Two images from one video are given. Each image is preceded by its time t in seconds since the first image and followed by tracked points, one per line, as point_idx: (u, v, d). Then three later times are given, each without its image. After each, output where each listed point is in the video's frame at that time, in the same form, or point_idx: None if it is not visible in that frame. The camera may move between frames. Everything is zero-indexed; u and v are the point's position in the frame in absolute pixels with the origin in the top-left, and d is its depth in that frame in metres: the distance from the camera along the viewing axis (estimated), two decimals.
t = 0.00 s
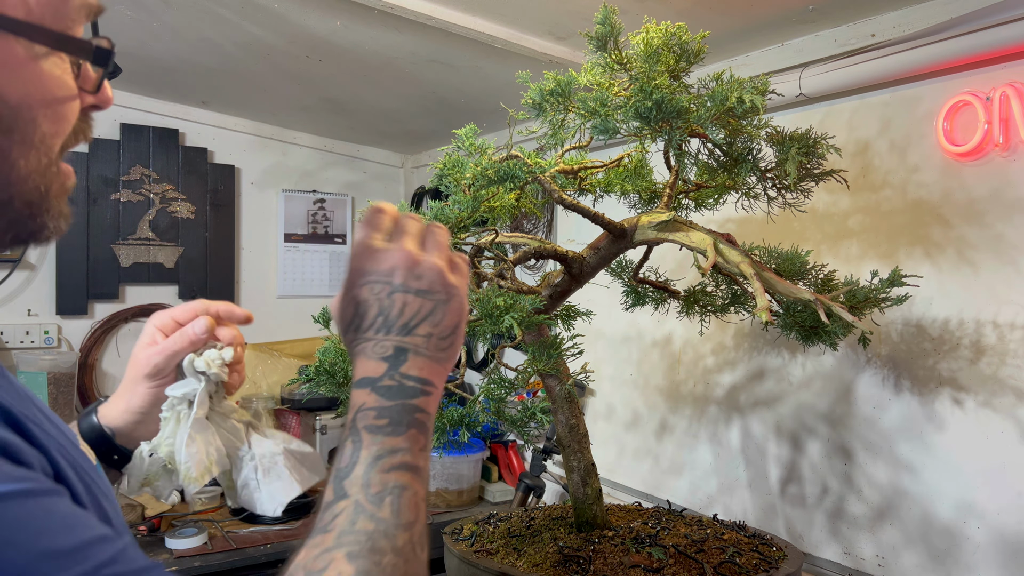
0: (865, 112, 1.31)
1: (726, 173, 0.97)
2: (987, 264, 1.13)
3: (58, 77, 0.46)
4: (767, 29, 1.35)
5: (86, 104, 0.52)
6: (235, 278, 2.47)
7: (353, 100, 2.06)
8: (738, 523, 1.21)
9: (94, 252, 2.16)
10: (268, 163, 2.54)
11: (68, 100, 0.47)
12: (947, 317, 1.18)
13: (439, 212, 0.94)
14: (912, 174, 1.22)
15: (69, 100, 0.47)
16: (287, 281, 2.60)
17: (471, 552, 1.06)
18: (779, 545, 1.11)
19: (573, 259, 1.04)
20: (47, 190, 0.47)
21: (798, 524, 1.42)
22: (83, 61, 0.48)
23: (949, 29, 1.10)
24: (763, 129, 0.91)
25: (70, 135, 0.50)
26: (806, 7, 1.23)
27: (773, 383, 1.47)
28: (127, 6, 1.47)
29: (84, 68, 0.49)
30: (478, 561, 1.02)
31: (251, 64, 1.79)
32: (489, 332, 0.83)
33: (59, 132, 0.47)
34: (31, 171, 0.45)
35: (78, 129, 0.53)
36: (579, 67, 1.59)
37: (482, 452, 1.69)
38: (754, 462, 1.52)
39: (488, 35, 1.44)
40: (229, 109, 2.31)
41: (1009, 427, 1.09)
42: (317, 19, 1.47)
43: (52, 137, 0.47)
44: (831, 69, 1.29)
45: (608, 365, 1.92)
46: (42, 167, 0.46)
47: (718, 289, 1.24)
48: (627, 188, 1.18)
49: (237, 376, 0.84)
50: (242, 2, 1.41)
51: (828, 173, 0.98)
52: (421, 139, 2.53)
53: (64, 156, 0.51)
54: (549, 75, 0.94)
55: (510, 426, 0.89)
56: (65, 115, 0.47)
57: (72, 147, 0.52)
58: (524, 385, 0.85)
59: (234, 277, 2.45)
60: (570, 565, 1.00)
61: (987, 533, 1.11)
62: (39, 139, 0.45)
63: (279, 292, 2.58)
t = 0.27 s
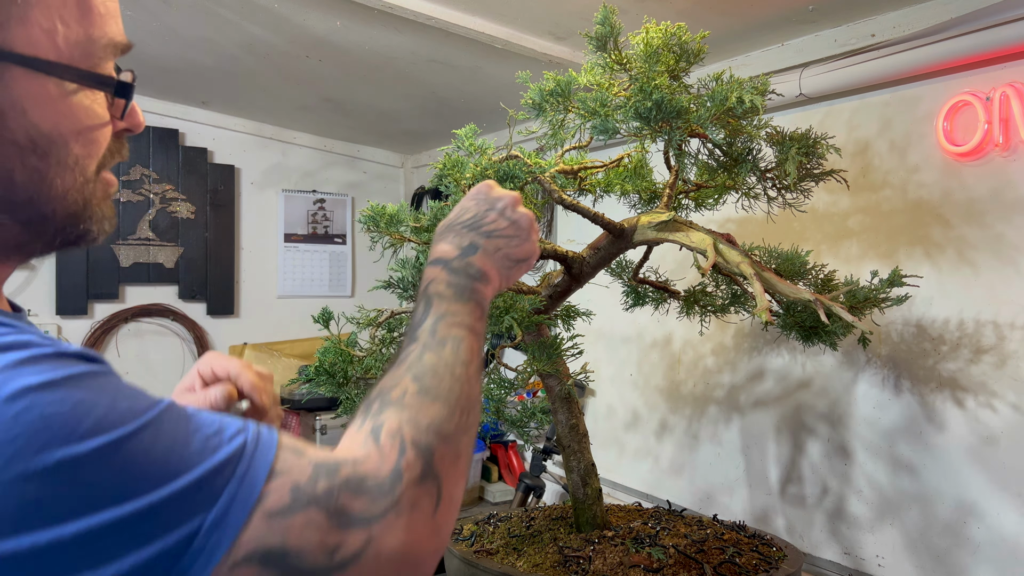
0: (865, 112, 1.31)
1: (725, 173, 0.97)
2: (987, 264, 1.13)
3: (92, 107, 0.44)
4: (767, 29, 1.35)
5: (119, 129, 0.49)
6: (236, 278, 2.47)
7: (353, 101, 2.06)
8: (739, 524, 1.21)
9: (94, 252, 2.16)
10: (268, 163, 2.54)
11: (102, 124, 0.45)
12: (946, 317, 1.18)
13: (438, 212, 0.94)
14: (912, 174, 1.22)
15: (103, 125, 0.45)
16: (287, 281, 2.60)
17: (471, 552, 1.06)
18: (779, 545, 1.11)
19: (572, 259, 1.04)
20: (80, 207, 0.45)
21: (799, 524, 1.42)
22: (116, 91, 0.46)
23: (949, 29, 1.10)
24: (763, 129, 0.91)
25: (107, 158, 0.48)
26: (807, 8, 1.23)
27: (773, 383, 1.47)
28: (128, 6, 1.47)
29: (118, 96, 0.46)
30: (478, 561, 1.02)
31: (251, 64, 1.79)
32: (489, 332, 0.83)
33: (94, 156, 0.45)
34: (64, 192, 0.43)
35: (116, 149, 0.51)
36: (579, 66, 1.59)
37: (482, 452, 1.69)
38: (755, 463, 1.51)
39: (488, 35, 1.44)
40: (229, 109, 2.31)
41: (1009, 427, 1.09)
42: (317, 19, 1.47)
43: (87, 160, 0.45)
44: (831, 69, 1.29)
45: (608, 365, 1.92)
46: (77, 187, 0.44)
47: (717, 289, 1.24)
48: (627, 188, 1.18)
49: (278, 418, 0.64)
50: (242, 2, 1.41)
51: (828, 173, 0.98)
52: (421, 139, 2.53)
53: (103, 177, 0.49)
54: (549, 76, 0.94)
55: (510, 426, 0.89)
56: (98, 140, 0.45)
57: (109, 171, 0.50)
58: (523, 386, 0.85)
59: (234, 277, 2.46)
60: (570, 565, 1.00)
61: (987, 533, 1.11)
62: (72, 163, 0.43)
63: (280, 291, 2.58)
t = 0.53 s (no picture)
0: (865, 112, 1.30)
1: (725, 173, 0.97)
2: (988, 264, 1.12)
3: (121, 122, 0.52)
4: (767, 29, 1.35)
5: (148, 140, 0.59)
6: (236, 278, 2.47)
7: (353, 101, 2.06)
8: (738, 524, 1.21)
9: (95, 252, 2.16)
10: (268, 163, 2.54)
11: (129, 137, 0.54)
12: (947, 317, 1.18)
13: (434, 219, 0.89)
14: (912, 174, 1.22)
15: (130, 138, 0.54)
16: (287, 281, 2.60)
17: (471, 552, 1.06)
18: (778, 545, 1.11)
19: (572, 259, 1.04)
20: (114, 209, 0.55)
21: (798, 525, 1.42)
22: (141, 106, 0.54)
23: (949, 29, 1.10)
24: (763, 129, 0.90)
25: (138, 165, 0.58)
26: (806, 8, 1.23)
27: (772, 383, 1.48)
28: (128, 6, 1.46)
29: (143, 111, 0.55)
30: (477, 561, 1.02)
31: (251, 64, 1.79)
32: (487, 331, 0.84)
33: (122, 164, 0.54)
34: (96, 194, 0.52)
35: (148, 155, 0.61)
36: (579, 67, 1.59)
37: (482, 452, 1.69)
38: (755, 463, 1.51)
39: (488, 35, 1.44)
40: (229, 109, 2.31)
41: (1009, 428, 1.09)
42: (317, 19, 1.47)
43: (117, 169, 0.54)
44: (831, 69, 1.29)
45: (608, 365, 1.92)
46: (110, 192, 0.54)
47: (718, 289, 1.24)
48: (627, 188, 1.18)
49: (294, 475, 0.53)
50: (242, 2, 1.41)
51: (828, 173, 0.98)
52: (421, 139, 2.53)
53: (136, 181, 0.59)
54: (549, 75, 0.93)
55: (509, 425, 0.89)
56: (125, 150, 0.54)
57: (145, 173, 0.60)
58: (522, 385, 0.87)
59: (234, 277, 2.46)
60: (570, 565, 1.00)
61: (987, 533, 1.11)
62: (103, 170, 0.52)
63: (280, 291, 2.58)
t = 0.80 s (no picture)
0: (865, 112, 1.30)
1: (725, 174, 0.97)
2: (989, 265, 1.12)
3: (145, 124, 0.56)
4: (767, 29, 1.35)
5: (172, 142, 0.63)
6: (236, 278, 2.47)
7: (353, 101, 2.06)
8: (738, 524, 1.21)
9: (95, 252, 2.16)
10: (268, 163, 2.54)
11: (153, 138, 0.58)
12: (948, 318, 1.17)
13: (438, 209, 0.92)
14: (913, 174, 1.22)
15: (153, 138, 0.58)
16: (288, 281, 2.60)
17: (471, 552, 1.06)
18: (778, 546, 1.11)
19: (572, 259, 1.03)
20: (140, 208, 0.58)
21: (799, 524, 1.42)
22: (163, 108, 0.58)
23: (949, 28, 1.10)
24: (764, 129, 0.90)
25: (161, 165, 0.61)
26: (807, 7, 1.23)
27: (772, 383, 1.47)
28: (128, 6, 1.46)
29: (165, 113, 0.58)
30: (477, 561, 1.02)
31: (252, 64, 1.79)
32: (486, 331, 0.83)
33: (146, 164, 0.58)
34: (122, 194, 0.56)
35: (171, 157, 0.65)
36: (579, 67, 1.59)
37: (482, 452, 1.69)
38: (756, 463, 1.51)
39: (488, 35, 1.44)
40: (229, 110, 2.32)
41: (1010, 428, 1.09)
42: (317, 19, 1.47)
43: (142, 169, 0.57)
44: (831, 69, 1.29)
45: (608, 365, 1.92)
46: (134, 190, 0.57)
47: (718, 289, 1.24)
48: (627, 188, 1.18)
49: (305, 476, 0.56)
50: (242, 3, 1.41)
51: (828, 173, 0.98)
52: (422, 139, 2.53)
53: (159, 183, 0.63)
54: (549, 76, 0.93)
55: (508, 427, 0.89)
56: (149, 151, 0.58)
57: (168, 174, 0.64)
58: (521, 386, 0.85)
59: (234, 277, 2.46)
60: (569, 565, 0.99)
61: (987, 534, 1.11)
62: (128, 170, 0.56)
63: (280, 291, 2.58)
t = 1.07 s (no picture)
0: (865, 112, 1.30)
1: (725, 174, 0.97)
2: (988, 264, 1.12)
3: (140, 124, 0.55)
4: (768, 29, 1.35)
5: (179, 139, 0.63)
6: (235, 278, 2.46)
7: (353, 101, 2.06)
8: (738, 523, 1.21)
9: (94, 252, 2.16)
10: (267, 163, 2.54)
11: (152, 139, 0.57)
12: (948, 317, 1.18)
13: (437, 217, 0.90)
14: (912, 174, 1.22)
15: (154, 139, 0.57)
16: (287, 281, 2.60)
17: (471, 553, 1.06)
18: (778, 545, 1.11)
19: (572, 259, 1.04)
20: (143, 209, 0.58)
21: (799, 524, 1.42)
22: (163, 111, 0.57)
23: (948, 29, 1.10)
24: (764, 130, 0.90)
25: (164, 164, 0.61)
26: (807, 7, 1.23)
27: (773, 383, 1.48)
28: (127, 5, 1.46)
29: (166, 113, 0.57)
30: (478, 561, 1.02)
31: (251, 64, 1.79)
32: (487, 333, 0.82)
33: (146, 164, 0.57)
34: (121, 196, 0.56)
35: (179, 155, 0.65)
36: (579, 67, 1.59)
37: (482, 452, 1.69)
38: (756, 462, 1.51)
39: (488, 36, 1.44)
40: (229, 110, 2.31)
41: (1010, 427, 1.09)
42: (317, 19, 1.47)
43: (141, 171, 0.57)
44: (832, 70, 1.29)
45: (608, 365, 1.92)
46: (134, 191, 0.57)
47: (717, 289, 1.24)
48: (627, 188, 1.18)
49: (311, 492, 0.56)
50: (242, 2, 1.41)
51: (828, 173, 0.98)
52: (421, 139, 2.53)
53: (164, 183, 0.62)
54: (550, 75, 0.93)
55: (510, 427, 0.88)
56: (149, 152, 0.57)
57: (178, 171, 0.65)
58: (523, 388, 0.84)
59: (234, 277, 2.46)
60: (570, 565, 1.00)
61: (988, 533, 1.11)
62: (123, 172, 0.55)
63: (279, 291, 2.58)
